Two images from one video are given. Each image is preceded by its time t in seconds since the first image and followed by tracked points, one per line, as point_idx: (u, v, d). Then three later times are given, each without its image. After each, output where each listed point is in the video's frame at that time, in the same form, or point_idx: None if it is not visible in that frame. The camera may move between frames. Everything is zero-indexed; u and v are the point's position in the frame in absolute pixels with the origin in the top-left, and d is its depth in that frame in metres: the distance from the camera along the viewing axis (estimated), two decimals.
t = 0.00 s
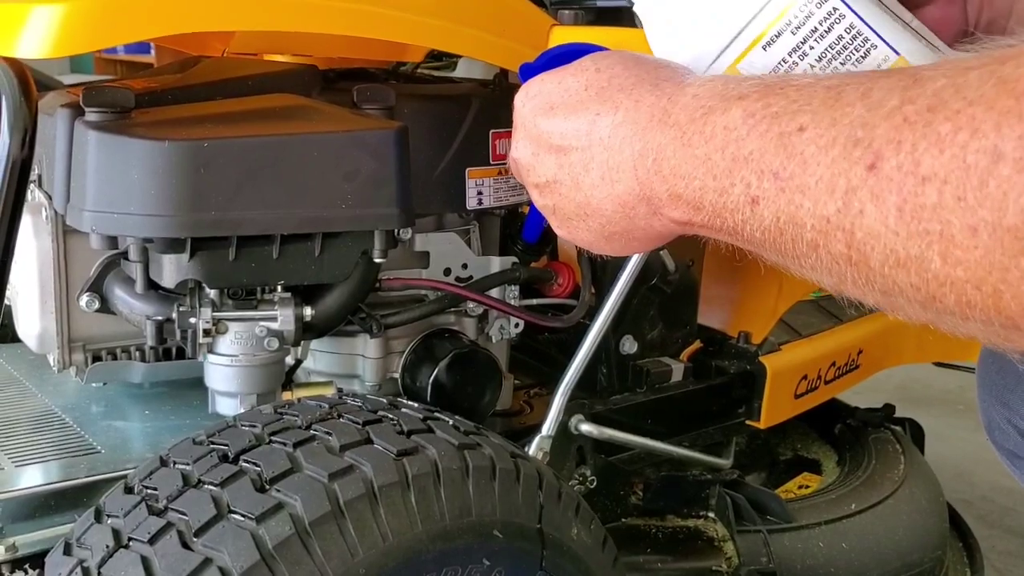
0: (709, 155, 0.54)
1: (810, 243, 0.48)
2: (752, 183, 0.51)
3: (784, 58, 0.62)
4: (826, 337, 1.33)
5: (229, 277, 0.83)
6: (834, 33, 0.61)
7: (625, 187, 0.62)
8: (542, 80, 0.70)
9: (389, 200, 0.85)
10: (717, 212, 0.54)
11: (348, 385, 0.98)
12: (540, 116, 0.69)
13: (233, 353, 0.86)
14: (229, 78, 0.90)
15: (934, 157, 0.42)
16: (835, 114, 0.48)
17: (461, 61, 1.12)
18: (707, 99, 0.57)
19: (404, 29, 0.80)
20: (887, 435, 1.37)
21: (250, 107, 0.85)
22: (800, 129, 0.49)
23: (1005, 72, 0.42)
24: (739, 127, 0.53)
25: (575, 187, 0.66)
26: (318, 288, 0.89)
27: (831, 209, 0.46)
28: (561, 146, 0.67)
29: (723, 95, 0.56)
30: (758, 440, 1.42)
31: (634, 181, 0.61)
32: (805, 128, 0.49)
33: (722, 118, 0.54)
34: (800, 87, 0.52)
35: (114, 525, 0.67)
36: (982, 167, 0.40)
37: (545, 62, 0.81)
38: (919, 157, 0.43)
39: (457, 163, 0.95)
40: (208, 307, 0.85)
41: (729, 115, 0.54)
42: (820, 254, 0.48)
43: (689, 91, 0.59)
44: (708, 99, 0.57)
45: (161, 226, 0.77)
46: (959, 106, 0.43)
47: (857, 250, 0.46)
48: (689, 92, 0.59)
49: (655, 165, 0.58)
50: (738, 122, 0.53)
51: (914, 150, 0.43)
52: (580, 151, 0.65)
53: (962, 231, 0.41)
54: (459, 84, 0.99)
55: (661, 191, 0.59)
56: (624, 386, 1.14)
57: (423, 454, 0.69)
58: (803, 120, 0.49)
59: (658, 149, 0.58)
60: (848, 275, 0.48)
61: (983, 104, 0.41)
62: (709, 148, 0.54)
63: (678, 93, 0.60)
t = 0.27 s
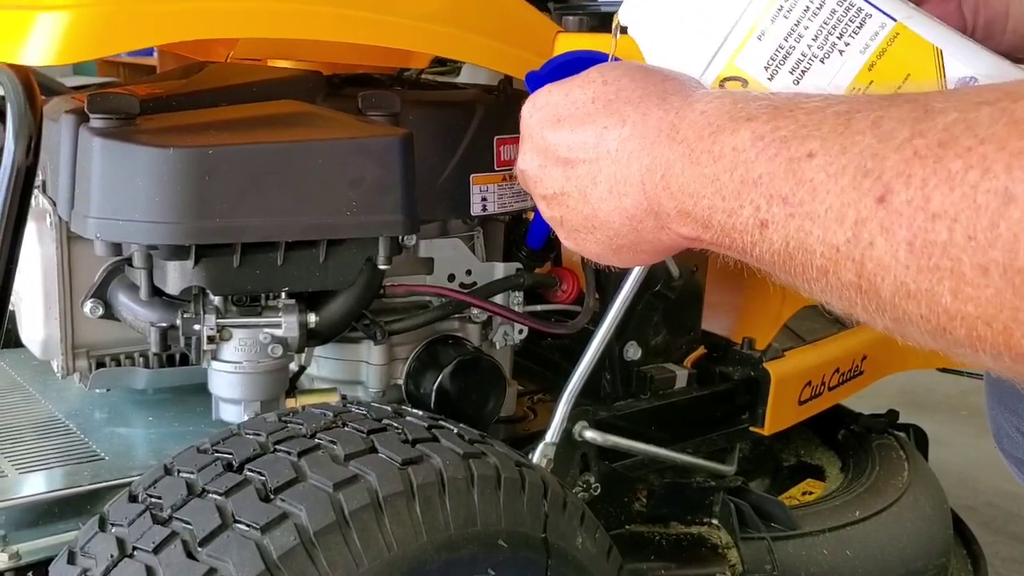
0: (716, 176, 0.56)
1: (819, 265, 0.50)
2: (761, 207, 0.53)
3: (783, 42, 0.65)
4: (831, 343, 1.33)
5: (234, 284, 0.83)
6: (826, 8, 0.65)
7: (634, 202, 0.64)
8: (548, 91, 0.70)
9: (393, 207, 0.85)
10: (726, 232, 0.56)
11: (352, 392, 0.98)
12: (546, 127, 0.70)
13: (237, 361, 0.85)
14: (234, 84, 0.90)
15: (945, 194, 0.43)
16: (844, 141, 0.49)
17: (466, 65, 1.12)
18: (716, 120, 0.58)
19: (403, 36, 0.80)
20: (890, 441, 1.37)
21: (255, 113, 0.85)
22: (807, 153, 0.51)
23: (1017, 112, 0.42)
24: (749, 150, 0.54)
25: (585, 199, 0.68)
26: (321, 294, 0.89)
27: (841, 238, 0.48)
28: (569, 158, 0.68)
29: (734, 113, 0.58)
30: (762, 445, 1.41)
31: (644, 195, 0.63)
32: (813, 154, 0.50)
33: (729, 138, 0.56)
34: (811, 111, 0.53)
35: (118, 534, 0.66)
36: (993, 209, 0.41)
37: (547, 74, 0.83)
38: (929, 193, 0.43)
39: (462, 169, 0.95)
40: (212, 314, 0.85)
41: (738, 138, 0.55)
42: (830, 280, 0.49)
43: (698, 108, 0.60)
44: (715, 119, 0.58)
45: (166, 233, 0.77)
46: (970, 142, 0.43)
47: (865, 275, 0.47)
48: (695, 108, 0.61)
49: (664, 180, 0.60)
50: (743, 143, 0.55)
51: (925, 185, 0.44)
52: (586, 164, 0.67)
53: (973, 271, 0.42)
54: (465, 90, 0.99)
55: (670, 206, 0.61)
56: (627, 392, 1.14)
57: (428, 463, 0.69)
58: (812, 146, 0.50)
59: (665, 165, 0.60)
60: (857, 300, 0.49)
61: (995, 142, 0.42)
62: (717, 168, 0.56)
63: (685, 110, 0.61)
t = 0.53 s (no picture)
0: (717, 221, 0.55)
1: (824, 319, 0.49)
2: (763, 256, 0.52)
3: (779, 78, 0.64)
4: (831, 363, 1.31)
5: (229, 313, 0.81)
6: (823, 42, 0.63)
7: (634, 241, 0.63)
8: (547, 122, 0.69)
9: (391, 234, 0.84)
10: (727, 277, 0.55)
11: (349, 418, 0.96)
12: (545, 161, 0.69)
13: (233, 390, 0.84)
14: (230, 107, 0.88)
15: (951, 261, 0.42)
16: (848, 194, 0.48)
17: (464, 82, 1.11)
18: (717, 161, 0.57)
19: (392, 60, 0.79)
20: (893, 460, 1.35)
21: (250, 139, 0.84)
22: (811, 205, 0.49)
23: None
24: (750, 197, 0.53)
25: (585, 237, 0.67)
26: (316, 322, 0.87)
27: (844, 295, 0.47)
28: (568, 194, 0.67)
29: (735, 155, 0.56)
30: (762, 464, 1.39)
31: (645, 234, 0.61)
32: (816, 207, 0.49)
33: (733, 181, 0.54)
34: (813, 159, 0.52)
35: None
36: (1001, 280, 0.40)
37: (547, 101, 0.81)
38: (935, 257, 0.43)
39: (459, 192, 0.94)
40: (207, 342, 0.83)
41: (739, 184, 0.54)
42: (834, 336, 0.49)
43: (698, 147, 0.59)
44: (716, 160, 0.57)
45: (161, 263, 0.76)
46: (978, 208, 0.42)
47: (871, 334, 0.46)
48: (698, 147, 0.59)
49: (665, 222, 0.59)
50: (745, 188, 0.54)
51: (930, 249, 0.43)
52: (586, 199, 0.65)
53: (981, 341, 0.41)
54: (464, 110, 0.98)
55: (672, 248, 0.59)
56: (628, 415, 1.12)
57: (425, 504, 0.68)
58: (814, 198, 0.49)
59: (666, 205, 0.59)
60: (862, 357, 0.48)
61: (1004, 209, 0.41)
62: (719, 212, 0.55)
63: (686, 149, 0.59)
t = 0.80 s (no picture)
0: (712, 282, 0.52)
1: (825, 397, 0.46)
2: (761, 322, 0.49)
3: (770, 114, 0.61)
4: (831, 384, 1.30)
5: (212, 353, 0.79)
6: (813, 74, 0.61)
7: (627, 294, 0.61)
8: (537, 165, 0.67)
9: (379, 270, 0.82)
10: (724, 338, 0.53)
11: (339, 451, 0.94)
12: (536, 206, 0.66)
13: (216, 430, 0.82)
14: (214, 136, 0.86)
15: (959, 350, 0.40)
16: (850, 265, 0.46)
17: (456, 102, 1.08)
18: (712, 216, 0.54)
19: (372, 93, 0.77)
20: (892, 481, 1.34)
21: (235, 172, 0.81)
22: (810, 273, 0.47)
23: None
24: (748, 259, 0.50)
25: (578, 286, 0.65)
26: (303, 359, 0.85)
27: (847, 372, 0.44)
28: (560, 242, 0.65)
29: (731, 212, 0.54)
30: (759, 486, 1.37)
31: (640, 287, 0.59)
32: (816, 276, 0.46)
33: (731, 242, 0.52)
34: (813, 223, 0.49)
35: None
36: (1014, 375, 0.38)
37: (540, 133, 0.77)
38: (942, 344, 0.40)
39: (451, 223, 0.92)
40: (190, 382, 0.81)
41: (736, 245, 0.51)
42: (836, 411, 0.46)
43: (694, 199, 0.56)
44: (713, 216, 0.54)
45: (141, 305, 0.74)
46: (988, 294, 0.39)
47: (874, 414, 0.44)
48: (694, 200, 0.56)
49: (660, 278, 0.57)
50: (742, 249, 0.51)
51: (938, 335, 0.40)
52: (578, 248, 0.63)
53: (991, 436, 0.39)
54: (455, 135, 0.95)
55: (667, 304, 0.57)
56: (624, 442, 1.11)
57: (413, 562, 0.66)
58: (814, 267, 0.47)
59: (659, 260, 0.56)
60: (865, 434, 0.45)
61: (1017, 299, 0.39)
62: (715, 272, 0.52)
63: (682, 201, 0.57)
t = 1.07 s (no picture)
0: (691, 310, 0.50)
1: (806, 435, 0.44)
2: (739, 354, 0.47)
3: (751, 124, 0.59)
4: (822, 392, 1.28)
5: (184, 370, 0.77)
6: (793, 80, 0.58)
7: (605, 318, 0.58)
8: (513, 181, 0.65)
9: (356, 284, 0.79)
10: (702, 368, 0.50)
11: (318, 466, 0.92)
12: (512, 224, 0.64)
13: (188, 449, 0.80)
14: (188, 145, 0.83)
15: (944, 397, 0.38)
16: (831, 299, 0.43)
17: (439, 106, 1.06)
18: (690, 241, 0.52)
19: (339, 102, 0.75)
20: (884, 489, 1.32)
21: (206, 184, 0.79)
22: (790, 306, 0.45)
23: None
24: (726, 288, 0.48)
25: (556, 307, 0.63)
26: (278, 374, 0.83)
27: (828, 412, 0.42)
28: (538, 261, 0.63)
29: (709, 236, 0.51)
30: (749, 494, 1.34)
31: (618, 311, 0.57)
32: (796, 309, 0.44)
33: (709, 268, 0.50)
34: (794, 252, 0.47)
35: None
36: (1002, 429, 0.36)
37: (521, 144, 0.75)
38: (927, 390, 0.38)
39: (431, 234, 0.89)
40: (162, 400, 0.79)
41: (715, 273, 0.49)
42: (817, 450, 0.44)
43: (672, 221, 0.54)
44: (691, 239, 0.52)
45: (108, 323, 0.71)
46: (976, 339, 0.37)
47: (856, 457, 0.41)
48: (673, 222, 0.54)
49: (638, 304, 0.54)
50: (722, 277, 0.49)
51: (922, 380, 0.38)
52: (555, 269, 0.61)
53: (978, 489, 0.37)
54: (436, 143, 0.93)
55: (645, 329, 0.55)
56: (611, 453, 1.08)
57: None
58: (794, 299, 0.45)
59: (636, 284, 0.54)
60: (847, 475, 0.43)
61: (1006, 345, 0.36)
62: (692, 300, 0.50)
63: (662, 222, 0.54)
